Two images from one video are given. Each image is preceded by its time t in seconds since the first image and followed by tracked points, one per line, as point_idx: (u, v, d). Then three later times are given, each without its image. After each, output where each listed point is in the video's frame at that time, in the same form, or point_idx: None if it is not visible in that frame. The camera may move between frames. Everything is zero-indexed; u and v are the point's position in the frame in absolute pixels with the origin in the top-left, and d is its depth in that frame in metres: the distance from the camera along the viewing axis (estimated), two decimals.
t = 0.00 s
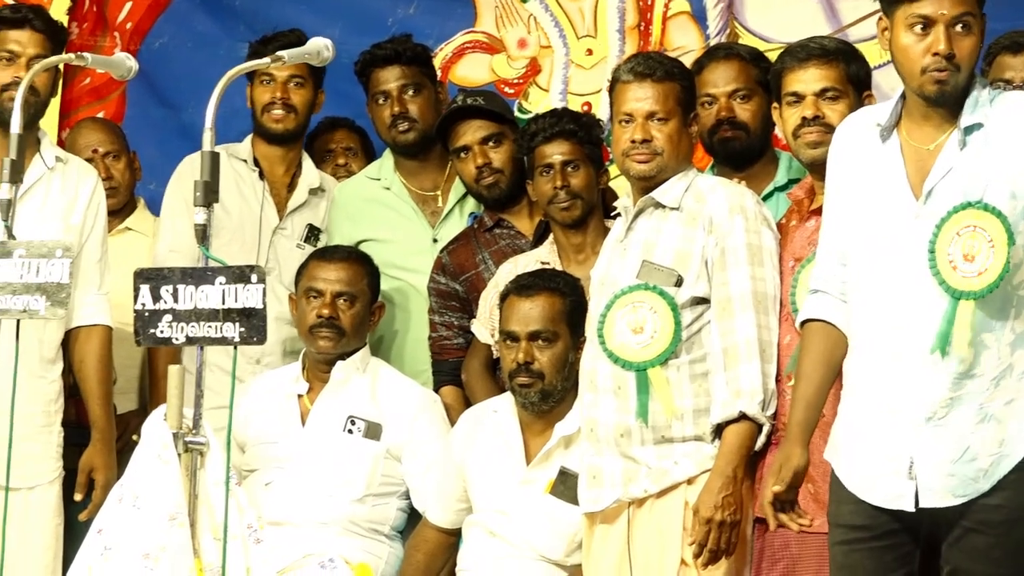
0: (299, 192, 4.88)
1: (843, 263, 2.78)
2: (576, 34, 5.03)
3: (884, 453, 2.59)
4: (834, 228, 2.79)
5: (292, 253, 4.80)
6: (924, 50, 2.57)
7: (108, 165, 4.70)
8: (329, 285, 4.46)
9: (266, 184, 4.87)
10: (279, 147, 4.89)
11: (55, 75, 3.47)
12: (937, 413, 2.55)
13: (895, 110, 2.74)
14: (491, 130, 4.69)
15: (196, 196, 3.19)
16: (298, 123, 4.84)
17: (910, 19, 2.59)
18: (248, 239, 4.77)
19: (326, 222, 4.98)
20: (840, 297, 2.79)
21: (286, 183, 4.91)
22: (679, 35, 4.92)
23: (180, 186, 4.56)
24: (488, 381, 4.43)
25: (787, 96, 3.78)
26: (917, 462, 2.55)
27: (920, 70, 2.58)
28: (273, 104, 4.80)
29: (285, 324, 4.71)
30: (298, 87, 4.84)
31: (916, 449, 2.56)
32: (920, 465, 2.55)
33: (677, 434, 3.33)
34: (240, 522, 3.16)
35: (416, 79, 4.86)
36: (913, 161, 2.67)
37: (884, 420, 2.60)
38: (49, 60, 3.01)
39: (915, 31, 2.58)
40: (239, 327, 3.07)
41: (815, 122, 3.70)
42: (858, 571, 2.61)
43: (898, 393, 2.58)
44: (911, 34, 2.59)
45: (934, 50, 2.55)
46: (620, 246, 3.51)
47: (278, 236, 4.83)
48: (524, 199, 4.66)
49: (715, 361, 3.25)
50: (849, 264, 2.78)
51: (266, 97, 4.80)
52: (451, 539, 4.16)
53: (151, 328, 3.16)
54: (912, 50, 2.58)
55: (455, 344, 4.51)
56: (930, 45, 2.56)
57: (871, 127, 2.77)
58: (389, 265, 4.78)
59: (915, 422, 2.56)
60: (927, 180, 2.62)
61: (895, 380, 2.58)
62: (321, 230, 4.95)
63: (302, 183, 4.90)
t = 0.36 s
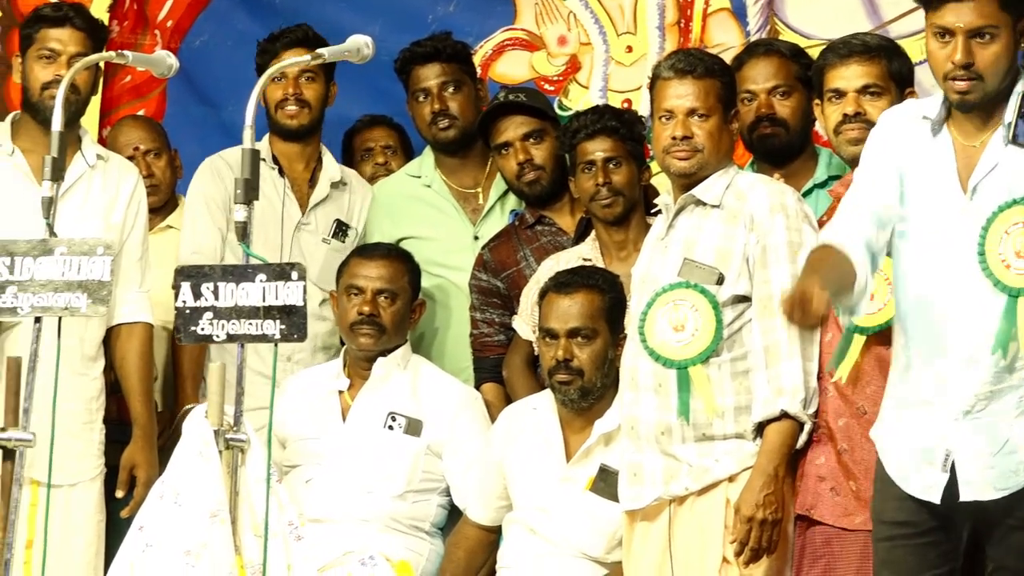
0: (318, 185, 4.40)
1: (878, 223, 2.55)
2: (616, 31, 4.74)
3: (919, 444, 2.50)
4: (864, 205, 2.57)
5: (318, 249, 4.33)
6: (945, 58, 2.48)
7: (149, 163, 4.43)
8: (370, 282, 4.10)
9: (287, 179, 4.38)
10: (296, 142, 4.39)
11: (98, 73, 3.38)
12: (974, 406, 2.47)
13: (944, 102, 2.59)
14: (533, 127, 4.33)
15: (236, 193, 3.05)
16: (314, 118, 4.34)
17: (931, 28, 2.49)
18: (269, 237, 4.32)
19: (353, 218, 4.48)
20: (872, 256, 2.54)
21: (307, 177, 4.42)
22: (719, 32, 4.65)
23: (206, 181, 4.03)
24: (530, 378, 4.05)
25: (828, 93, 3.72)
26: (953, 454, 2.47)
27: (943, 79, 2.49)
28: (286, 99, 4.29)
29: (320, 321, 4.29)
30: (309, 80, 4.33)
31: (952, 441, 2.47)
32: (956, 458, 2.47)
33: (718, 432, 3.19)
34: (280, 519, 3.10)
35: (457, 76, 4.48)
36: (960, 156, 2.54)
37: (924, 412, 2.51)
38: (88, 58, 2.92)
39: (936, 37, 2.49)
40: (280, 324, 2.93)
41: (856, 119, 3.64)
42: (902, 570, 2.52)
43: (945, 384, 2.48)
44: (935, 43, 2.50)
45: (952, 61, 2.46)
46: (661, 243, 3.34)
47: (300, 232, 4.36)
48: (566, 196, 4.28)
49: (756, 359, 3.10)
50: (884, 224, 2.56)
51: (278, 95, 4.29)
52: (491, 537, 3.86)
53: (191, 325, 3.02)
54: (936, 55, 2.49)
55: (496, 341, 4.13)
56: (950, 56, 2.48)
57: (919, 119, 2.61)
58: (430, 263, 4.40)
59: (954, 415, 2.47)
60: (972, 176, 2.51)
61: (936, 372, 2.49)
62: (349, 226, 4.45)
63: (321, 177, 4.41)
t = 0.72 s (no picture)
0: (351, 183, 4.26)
1: (915, 204, 2.26)
2: (658, 31, 4.47)
3: (949, 437, 2.26)
4: (892, 194, 2.27)
5: (355, 247, 4.20)
6: (1006, 43, 2.17)
7: (191, 164, 4.41)
8: (412, 283, 3.98)
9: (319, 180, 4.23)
10: (325, 144, 4.24)
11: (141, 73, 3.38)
12: (1011, 407, 2.22)
13: (987, 96, 2.32)
14: (577, 126, 4.16)
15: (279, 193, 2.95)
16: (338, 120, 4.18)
17: (991, 10, 2.18)
18: (308, 237, 4.17)
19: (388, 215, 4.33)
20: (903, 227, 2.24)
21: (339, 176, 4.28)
22: (762, 31, 4.37)
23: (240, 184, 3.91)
24: (574, 378, 3.92)
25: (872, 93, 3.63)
26: (986, 448, 2.22)
27: (1004, 63, 2.19)
28: (309, 102, 4.13)
29: (363, 319, 4.17)
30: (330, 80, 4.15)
31: (986, 436, 2.22)
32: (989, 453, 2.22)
33: (762, 433, 3.14)
34: (323, 519, 2.98)
35: (500, 77, 4.32)
36: (1002, 154, 2.28)
37: (956, 406, 2.26)
38: (131, 60, 2.93)
39: (997, 21, 2.18)
40: (322, 325, 2.88)
41: (901, 119, 3.55)
42: (939, 569, 2.29)
43: (966, 384, 2.26)
44: (994, 27, 2.18)
45: (1018, 41, 2.15)
46: (704, 244, 3.30)
47: (337, 231, 4.22)
48: (610, 194, 4.14)
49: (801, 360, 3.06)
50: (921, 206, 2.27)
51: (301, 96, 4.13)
52: (535, 538, 3.80)
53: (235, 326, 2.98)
54: (994, 41, 2.18)
55: (540, 341, 3.98)
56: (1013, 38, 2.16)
57: (958, 116, 2.34)
58: (472, 263, 4.26)
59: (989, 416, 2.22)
60: (1014, 175, 2.25)
61: (969, 369, 2.26)
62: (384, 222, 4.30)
63: (354, 174, 4.27)
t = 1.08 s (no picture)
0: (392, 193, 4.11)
1: (956, 269, 2.26)
2: (697, 42, 4.39)
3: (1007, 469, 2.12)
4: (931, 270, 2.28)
5: (395, 257, 4.06)
6: None
7: (232, 175, 4.34)
8: (453, 293, 3.86)
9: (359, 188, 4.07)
10: (367, 154, 4.08)
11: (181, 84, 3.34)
12: None
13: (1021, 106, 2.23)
14: (617, 133, 4.02)
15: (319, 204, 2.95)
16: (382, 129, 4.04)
17: None
18: (348, 248, 4.03)
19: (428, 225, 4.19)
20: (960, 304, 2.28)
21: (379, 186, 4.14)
22: (800, 41, 4.29)
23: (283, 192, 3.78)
24: (615, 390, 3.80)
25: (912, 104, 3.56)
26: None
27: None
28: (351, 113, 4.01)
29: (402, 330, 4.02)
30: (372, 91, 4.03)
31: None
32: None
33: (803, 443, 3.10)
34: (363, 530, 2.95)
35: (537, 86, 4.20)
36: None
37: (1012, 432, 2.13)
38: (172, 70, 2.94)
39: None
40: (361, 335, 2.87)
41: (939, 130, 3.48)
42: None
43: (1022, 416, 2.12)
44: None
45: None
46: (745, 254, 3.27)
47: (377, 242, 4.08)
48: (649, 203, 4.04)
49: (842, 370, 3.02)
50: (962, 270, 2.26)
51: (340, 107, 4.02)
52: (574, 548, 3.69)
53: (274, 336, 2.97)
54: None
55: (579, 351, 3.87)
56: None
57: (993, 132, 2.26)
58: (510, 273, 4.14)
59: None
60: None
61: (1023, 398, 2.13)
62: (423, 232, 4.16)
63: (394, 185, 4.13)
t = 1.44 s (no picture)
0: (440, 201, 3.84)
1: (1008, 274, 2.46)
2: (745, 48, 4.23)
3: None
4: (991, 285, 2.50)
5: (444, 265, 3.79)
6: None
7: (281, 183, 4.13)
8: (500, 300, 3.60)
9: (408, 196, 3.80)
10: (415, 160, 3.81)
11: (229, 92, 3.35)
12: None
13: None
14: (667, 140, 3.85)
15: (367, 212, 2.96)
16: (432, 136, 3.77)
17: None
18: (396, 254, 3.76)
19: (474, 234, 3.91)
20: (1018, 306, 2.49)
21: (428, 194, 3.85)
22: (849, 47, 4.15)
23: (329, 197, 3.66)
24: (664, 397, 3.61)
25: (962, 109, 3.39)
26: None
27: None
28: (401, 119, 3.73)
29: (450, 338, 3.77)
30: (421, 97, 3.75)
31: None
32: None
33: (852, 449, 3.06)
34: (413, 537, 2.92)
35: (585, 93, 3.93)
36: None
37: None
38: (221, 79, 2.96)
39: None
40: (410, 342, 2.87)
41: (989, 135, 3.31)
42: None
43: None
44: None
45: None
46: (793, 260, 3.24)
47: (426, 250, 3.81)
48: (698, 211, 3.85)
49: (891, 376, 2.98)
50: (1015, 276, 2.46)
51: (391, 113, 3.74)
52: (624, 555, 3.47)
53: (322, 343, 2.96)
54: None
55: (627, 358, 3.69)
56: None
57: None
58: (558, 280, 3.91)
59: None
60: None
61: None
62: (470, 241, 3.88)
63: (442, 194, 3.86)
